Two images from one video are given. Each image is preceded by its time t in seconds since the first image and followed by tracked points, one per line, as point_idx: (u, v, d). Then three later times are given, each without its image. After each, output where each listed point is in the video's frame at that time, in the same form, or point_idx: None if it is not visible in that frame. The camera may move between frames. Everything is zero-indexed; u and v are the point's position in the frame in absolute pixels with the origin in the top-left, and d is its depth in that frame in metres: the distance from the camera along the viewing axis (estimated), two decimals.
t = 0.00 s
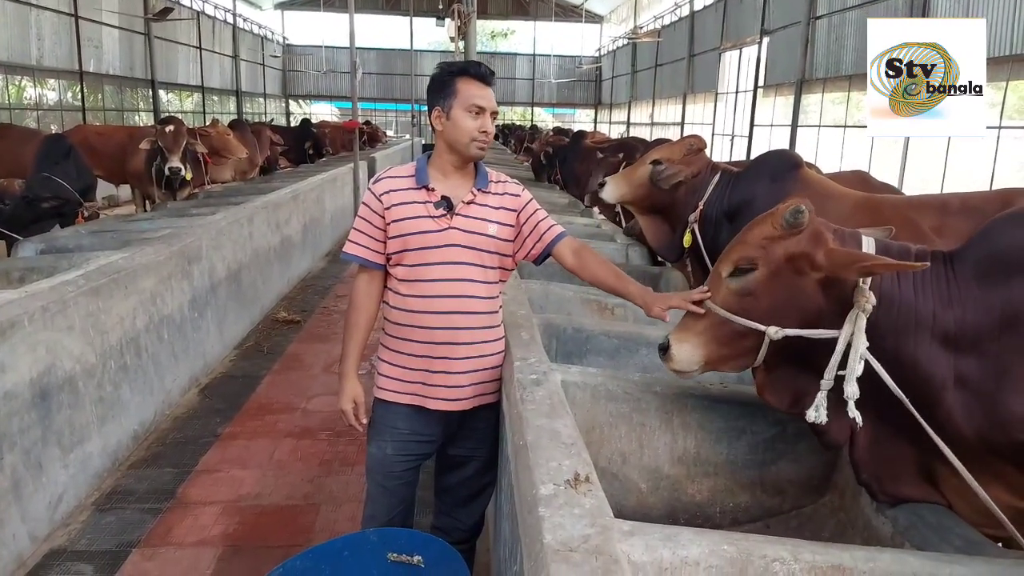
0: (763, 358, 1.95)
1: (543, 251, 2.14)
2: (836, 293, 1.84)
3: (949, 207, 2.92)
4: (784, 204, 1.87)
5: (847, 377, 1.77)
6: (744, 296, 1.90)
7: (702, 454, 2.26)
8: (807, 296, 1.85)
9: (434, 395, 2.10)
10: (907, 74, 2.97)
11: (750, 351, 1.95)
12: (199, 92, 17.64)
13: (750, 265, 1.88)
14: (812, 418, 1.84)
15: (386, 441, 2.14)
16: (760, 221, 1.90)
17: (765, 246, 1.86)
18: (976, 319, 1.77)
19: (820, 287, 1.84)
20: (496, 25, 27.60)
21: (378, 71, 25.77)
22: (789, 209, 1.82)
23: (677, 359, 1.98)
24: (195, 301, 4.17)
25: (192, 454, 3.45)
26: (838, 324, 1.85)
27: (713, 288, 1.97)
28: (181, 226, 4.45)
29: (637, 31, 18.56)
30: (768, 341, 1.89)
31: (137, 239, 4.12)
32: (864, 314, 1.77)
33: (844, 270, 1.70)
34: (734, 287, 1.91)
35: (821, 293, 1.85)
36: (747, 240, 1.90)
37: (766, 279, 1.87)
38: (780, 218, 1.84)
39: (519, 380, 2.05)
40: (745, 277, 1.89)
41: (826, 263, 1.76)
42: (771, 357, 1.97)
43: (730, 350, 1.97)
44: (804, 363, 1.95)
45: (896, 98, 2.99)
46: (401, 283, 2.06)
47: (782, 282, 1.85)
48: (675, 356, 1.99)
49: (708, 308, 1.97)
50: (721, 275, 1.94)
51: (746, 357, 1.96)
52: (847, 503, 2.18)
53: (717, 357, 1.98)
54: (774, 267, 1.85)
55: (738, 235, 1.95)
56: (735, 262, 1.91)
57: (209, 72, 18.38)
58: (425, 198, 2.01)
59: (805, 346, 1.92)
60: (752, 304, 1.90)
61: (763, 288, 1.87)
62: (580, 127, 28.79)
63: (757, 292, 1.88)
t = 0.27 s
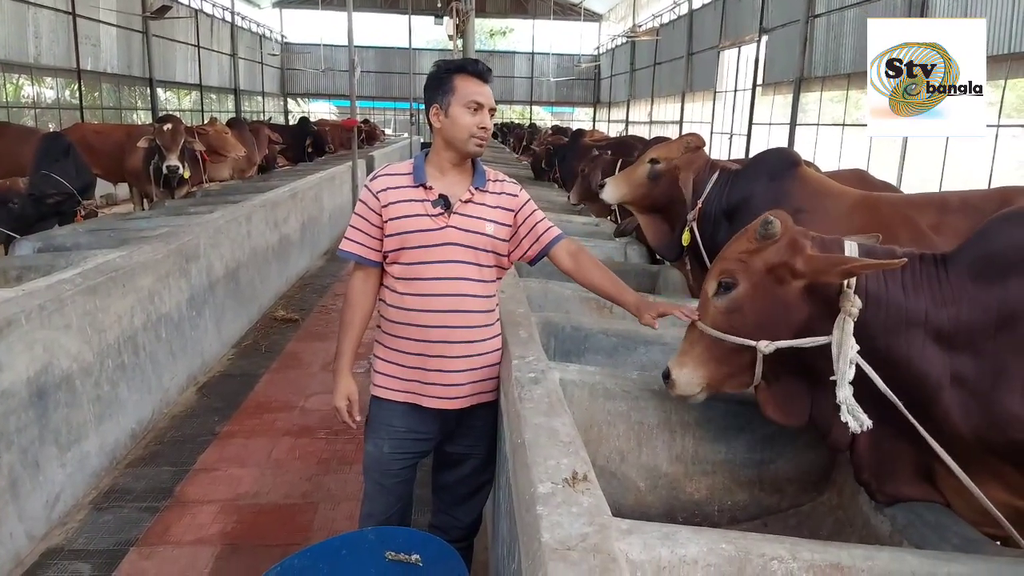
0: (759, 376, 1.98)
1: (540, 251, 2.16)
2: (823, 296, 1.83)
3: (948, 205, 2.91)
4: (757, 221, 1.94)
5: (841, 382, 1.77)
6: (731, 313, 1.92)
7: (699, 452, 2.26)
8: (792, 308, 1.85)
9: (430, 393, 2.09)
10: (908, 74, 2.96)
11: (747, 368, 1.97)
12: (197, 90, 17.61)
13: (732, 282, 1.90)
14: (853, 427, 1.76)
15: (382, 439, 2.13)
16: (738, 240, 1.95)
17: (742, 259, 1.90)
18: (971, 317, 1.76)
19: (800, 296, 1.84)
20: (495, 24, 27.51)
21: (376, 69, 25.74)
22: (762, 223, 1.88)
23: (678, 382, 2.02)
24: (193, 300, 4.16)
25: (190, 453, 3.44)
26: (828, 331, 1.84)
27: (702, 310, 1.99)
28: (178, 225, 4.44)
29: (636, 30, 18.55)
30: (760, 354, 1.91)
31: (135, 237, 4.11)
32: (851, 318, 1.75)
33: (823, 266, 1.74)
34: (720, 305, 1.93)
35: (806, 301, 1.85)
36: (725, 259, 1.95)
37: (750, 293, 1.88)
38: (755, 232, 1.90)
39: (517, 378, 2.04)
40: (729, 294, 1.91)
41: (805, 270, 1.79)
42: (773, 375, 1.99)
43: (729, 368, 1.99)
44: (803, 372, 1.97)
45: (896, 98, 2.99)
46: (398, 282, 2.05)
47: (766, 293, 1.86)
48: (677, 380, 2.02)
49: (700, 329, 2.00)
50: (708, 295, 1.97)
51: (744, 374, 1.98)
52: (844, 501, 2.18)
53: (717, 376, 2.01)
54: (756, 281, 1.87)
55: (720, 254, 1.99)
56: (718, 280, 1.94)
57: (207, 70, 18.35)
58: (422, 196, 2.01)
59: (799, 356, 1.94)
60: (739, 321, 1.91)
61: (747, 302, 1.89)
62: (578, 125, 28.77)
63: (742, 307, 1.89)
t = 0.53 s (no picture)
0: (748, 397, 1.93)
1: (543, 248, 2.17)
2: (803, 309, 1.85)
3: (947, 204, 2.93)
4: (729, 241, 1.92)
5: (824, 395, 1.79)
6: (715, 334, 1.89)
7: (697, 451, 2.27)
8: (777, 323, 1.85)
9: (427, 393, 2.09)
10: (908, 74, 2.96)
11: (735, 390, 1.94)
12: (195, 89, 17.59)
13: (713, 303, 1.88)
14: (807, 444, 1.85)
15: (381, 437, 2.13)
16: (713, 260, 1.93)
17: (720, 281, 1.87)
18: (962, 318, 1.76)
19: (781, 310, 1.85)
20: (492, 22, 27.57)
21: (375, 68, 25.72)
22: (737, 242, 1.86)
23: (669, 410, 1.97)
24: (191, 299, 4.16)
25: (188, 452, 3.44)
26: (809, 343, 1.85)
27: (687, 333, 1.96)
28: (177, 223, 4.44)
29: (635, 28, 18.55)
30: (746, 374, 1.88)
31: (133, 236, 4.11)
32: (831, 330, 1.78)
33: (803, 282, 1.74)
34: (703, 327, 1.90)
35: (787, 316, 1.85)
36: (703, 281, 1.92)
37: (732, 313, 1.86)
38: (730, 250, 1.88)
39: (515, 377, 2.05)
40: (712, 315, 1.89)
41: (784, 285, 1.78)
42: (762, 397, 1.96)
43: (718, 391, 1.95)
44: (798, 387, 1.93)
45: (896, 98, 2.99)
46: (396, 280, 2.05)
47: (747, 311, 1.86)
48: (666, 408, 1.97)
49: (686, 353, 1.96)
50: (690, 317, 1.94)
51: (734, 396, 1.94)
52: (842, 500, 2.19)
53: (707, 401, 1.96)
54: (737, 300, 1.86)
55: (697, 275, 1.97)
56: (699, 302, 1.91)
57: (205, 69, 18.32)
58: (422, 195, 2.01)
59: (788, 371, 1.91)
60: (725, 341, 1.89)
61: (730, 323, 1.87)
62: (577, 124, 28.77)
63: (726, 328, 1.87)
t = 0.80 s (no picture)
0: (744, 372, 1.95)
1: (547, 244, 2.16)
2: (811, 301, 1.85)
3: (946, 203, 2.93)
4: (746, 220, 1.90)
5: (823, 386, 1.82)
6: (719, 311, 1.90)
7: (697, 450, 2.27)
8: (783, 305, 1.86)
9: (428, 391, 2.09)
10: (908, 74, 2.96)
11: (731, 365, 1.95)
12: (194, 88, 17.58)
13: (721, 281, 1.88)
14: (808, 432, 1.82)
15: (381, 437, 2.14)
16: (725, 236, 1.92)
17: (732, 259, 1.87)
18: (960, 316, 1.76)
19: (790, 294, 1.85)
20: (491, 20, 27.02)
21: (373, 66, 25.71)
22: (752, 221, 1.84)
23: (660, 378, 1.98)
24: (190, 298, 4.16)
25: (187, 451, 3.44)
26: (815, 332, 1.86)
27: (687, 304, 1.97)
28: (176, 222, 4.44)
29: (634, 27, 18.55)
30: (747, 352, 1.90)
31: (132, 235, 4.10)
32: (839, 323, 1.79)
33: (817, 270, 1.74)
34: (708, 303, 1.91)
35: (794, 303, 1.86)
36: (713, 257, 1.92)
37: (738, 292, 1.87)
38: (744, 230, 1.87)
39: (515, 376, 2.05)
40: (717, 292, 1.89)
41: (796, 271, 1.78)
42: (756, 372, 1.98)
43: (712, 365, 1.96)
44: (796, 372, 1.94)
45: (896, 98, 2.99)
46: (398, 279, 2.05)
47: (753, 293, 1.86)
48: (657, 375, 1.98)
49: (687, 326, 1.97)
50: (694, 292, 1.94)
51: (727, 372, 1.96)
52: (842, 498, 2.19)
53: (700, 373, 1.97)
54: (744, 279, 1.86)
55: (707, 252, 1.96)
56: (706, 278, 1.91)
57: (204, 67, 18.30)
58: (423, 194, 2.01)
59: (787, 357, 1.93)
60: (727, 318, 1.90)
61: (735, 302, 1.88)
62: (576, 123, 28.76)
63: (730, 306, 1.88)
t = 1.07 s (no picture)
0: (758, 376, 1.95)
1: (546, 244, 2.15)
2: (816, 293, 1.85)
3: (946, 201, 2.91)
4: (746, 216, 1.87)
5: (837, 377, 1.80)
6: (729, 316, 1.89)
7: (698, 448, 2.27)
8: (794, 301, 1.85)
9: (429, 390, 2.09)
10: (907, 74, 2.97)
11: (745, 368, 1.94)
12: (192, 86, 17.56)
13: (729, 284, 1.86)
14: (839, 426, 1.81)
15: (383, 435, 2.13)
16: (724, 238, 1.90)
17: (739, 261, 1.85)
18: (954, 315, 1.76)
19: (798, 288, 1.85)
20: (490, 19, 27.42)
21: (372, 65, 25.69)
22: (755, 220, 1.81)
23: (679, 391, 1.96)
24: (190, 296, 4.15)
25: (188, 450, 3.44)
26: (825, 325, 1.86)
27: (695, 310, 1.95)
28: (175, 221, 4.43)
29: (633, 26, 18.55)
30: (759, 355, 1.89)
31: (132, 234, 4.10)
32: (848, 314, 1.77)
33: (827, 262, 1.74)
34: (718, 309, 1.90)
35: (802, 296, 1.85)
36: (718, 263, 1.89)
37: (748, 294, 1.85)
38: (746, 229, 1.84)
39: (516, 375, 2.05)
40: (726, 298, 1.88)
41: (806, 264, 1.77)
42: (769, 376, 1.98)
43: (728, 371, 1.96)
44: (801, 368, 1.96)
45: (896, 98, 3.00)
46: (400, 277, 2.05)
47: (764, 293, 1.85)
48: (676, 391, 1.96)
49: (698, 335, 1.95)
50: (702, 299, 1.92)
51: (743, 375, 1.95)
52: (842, 496, 2.19)
53: (717, 380, 1.97)
54: (754, 280, 1.84)
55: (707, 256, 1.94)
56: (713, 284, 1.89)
57: (202, 66, 18.27)
58: (424, 192, 2.01)
59: (794, 355, 1.94)
60: (738, 323, 1.89)
61: (746, 305, 1.86)
62: (574, 121, 28.76)
63: (740, 309, 1.87)
